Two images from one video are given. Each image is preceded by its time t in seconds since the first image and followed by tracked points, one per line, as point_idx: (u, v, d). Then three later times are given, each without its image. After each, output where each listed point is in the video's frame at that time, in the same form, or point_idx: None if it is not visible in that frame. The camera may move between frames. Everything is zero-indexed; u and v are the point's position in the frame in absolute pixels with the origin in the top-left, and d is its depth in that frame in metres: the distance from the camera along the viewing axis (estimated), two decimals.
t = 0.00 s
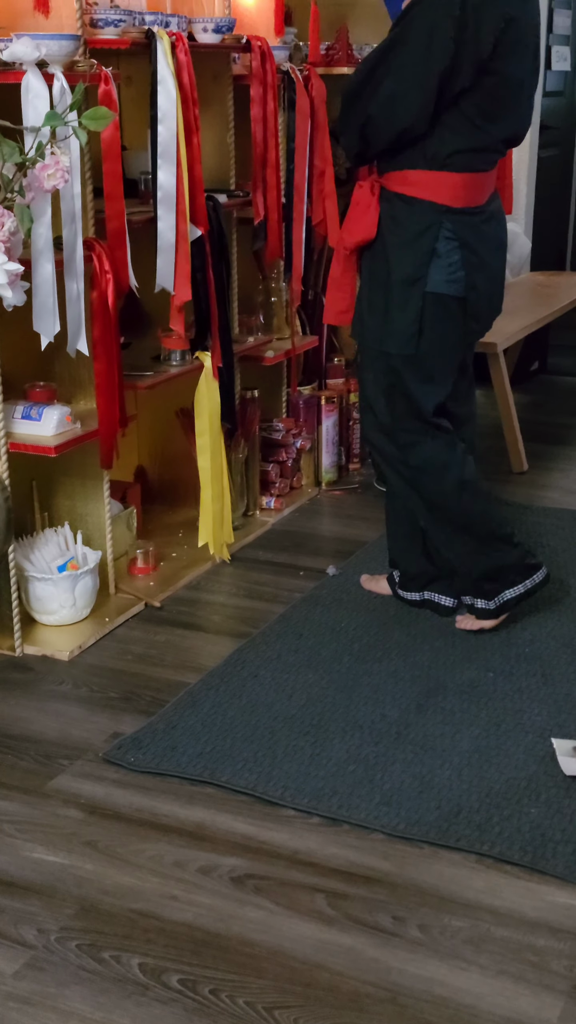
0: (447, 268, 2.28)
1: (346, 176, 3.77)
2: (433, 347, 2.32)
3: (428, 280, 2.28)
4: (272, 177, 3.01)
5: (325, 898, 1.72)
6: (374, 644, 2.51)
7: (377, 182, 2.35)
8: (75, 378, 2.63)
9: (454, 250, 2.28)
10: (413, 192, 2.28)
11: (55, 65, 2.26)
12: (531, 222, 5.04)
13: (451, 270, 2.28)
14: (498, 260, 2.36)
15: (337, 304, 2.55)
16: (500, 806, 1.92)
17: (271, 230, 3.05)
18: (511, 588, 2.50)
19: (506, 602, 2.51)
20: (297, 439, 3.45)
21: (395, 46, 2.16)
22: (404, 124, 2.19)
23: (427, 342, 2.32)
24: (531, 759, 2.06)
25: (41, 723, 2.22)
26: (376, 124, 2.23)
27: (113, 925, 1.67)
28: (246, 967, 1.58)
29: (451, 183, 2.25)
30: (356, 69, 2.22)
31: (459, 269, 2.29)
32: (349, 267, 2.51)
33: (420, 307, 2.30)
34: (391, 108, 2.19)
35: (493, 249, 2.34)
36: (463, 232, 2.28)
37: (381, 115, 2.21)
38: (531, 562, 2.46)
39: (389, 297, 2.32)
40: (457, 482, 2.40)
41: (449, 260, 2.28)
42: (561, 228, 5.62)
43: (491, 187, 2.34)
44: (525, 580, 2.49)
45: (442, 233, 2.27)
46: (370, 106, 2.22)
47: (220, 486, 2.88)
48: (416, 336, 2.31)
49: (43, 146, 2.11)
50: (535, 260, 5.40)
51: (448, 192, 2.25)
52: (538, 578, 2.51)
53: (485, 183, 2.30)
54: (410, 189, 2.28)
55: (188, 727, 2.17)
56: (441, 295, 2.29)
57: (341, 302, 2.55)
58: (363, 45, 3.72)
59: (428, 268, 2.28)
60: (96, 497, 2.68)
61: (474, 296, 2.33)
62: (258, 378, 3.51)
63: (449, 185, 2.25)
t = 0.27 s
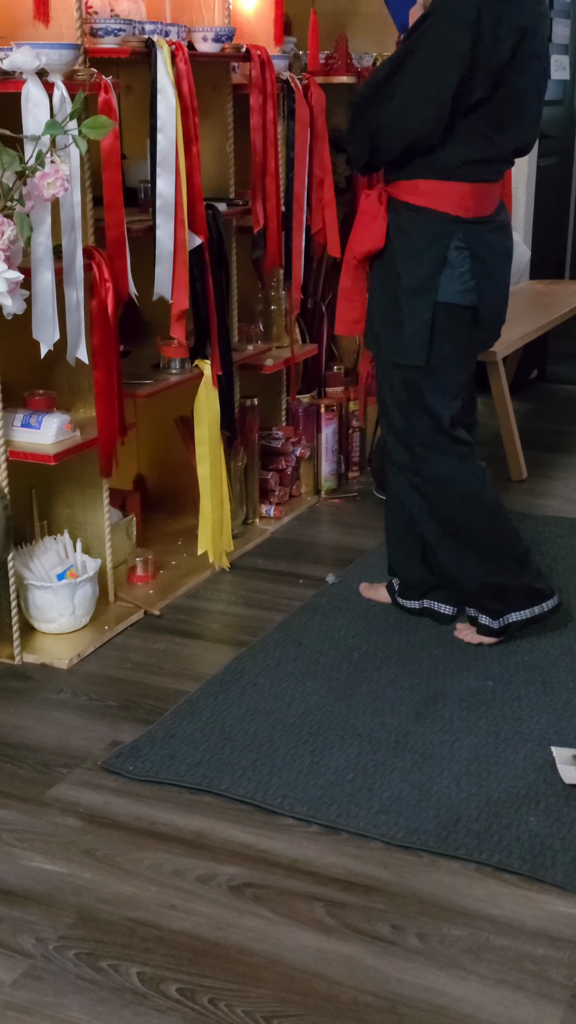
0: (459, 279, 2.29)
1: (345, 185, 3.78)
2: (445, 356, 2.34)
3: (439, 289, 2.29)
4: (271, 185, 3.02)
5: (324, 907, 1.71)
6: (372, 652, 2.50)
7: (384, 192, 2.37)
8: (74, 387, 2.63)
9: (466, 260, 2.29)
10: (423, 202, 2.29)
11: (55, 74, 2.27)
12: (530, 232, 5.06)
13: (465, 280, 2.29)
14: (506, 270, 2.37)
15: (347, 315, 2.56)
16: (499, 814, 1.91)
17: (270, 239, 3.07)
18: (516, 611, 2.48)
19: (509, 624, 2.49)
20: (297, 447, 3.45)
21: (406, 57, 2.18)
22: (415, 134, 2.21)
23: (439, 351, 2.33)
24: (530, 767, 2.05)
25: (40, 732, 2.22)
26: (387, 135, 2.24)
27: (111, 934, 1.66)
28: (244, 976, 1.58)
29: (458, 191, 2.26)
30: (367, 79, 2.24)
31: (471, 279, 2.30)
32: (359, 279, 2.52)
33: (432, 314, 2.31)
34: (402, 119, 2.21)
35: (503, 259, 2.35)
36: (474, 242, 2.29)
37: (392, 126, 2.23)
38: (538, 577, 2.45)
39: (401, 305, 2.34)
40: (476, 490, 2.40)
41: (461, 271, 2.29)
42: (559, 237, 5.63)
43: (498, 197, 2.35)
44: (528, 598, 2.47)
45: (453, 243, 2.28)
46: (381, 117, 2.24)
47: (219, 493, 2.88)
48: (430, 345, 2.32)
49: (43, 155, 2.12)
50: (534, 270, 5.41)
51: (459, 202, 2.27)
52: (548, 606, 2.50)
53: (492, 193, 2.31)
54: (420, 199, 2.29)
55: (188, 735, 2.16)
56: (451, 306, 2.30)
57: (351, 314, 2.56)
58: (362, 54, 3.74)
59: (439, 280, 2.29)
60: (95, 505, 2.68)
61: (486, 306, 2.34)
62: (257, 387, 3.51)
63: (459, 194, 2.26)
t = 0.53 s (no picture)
0: (489, 291, 2.30)
1: (345, 196, 3.79)
2: (476, 370, 2.35)
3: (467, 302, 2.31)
4: (270, 195, 3.03)
5: (324, 918, 1.71)
6: (372, 663, 2.50)
7: (403, 205, 2.40)
8: (75, 397, 2.64)
9: (493, 272, 2.30)
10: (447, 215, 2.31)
11: (56, 85, 2.28)
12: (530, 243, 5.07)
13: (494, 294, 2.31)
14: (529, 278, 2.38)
15: (357, 328, 2.60)
16: (500, 825, 1.91)
17: (271, 249, 3.07)
18: (536, 632, 2.48)
19: (527, 643, 2.49)
20: (297, 458, 3.46)
21: (430, 71, 2.20)
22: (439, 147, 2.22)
23: (464, 364, 2.35)
24: (531, 779, 2.05)
25: (40, 742, 2.22)
26: (414, 148, 2.26)
27: (111, 945, 1.66)
28: (244, 988, 1.57)
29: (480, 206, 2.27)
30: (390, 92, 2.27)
31: (500, 292, 2.31)
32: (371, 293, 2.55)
33: (462, 329, 2.33)
34: (426, 131, 2.23)
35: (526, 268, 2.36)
36: (499, 254, 2.30)
37: (416, 138, 2.25)
38: (547, 591, 2.45)
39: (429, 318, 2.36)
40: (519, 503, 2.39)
41: (490, 283, 2.30)
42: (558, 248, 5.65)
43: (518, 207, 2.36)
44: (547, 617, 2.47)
45: (479, 256, 2.29)
46: (406, 129, 2.26)
47: (220, 503, 2.88)
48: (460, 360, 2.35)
49: (44, 166, 2.12)
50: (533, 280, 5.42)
51: (481, 217, 2.28)
52: (565, 630, 2.51)
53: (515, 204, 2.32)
54: (441, 211, 2.31)
55: (187, 746, 2.16)
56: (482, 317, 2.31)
57: (361, 328, 2.60)
58: (363, 66, 3.77)
59: (469, 292, 2.31)
60: (96, 516, 2.68)
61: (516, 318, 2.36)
62: (258, 397, 3.52)
63: (484, 209, 2.27)
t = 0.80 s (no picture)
0: (517, 305, 2.30)
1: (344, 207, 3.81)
2: (511, 384, 2.34)
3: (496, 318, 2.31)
4: (270, 207, 3.04)
5: (323, 930, 1.71)
6: (373, 673, 2.50)
7: (430, 220, 2.37)
8: (75, 408, 2.64)
9: (521, 286, 2.30)
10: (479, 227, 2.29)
11: (56, 98, 2.29)
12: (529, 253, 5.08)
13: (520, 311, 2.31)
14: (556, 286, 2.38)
15: (383, 344, 2.56)
16: (500, 837, 1.91)
17: (270, 261, 3.08)
18: (538, 653, 2.49)
19: (529, 663, 2.49)
20: (297, 468, 3.46)
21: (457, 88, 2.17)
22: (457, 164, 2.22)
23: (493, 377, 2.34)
24: (531, 790, 2.05)
25: (40, 753, 2.21)
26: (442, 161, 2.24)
27: (110, 957, 1.66)
28: (242, 1000, 1.57)
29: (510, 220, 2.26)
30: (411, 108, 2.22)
31: (529, 308, 2.31)
32: (397, 308, 2.52)
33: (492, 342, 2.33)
34: (455, 146, 2.19)
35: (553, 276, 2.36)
36: (528, 267, 2.30)
37: (446, 153, 2.21)
38: (554, 607, 2.46)
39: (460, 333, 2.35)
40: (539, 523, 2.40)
41: (519, 298, 2.30)
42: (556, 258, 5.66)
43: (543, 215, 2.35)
44: (550, 636, 2.47)
45: (508, 269, 2.29)
46: (433, 142, 2.22)
47: (219, 514, 2.88)
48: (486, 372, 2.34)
49: (44, 177, 2.13)
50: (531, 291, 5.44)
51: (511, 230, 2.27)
52: (568, 653, 2.50)
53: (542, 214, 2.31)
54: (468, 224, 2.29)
55: (187, 757, 2.16)
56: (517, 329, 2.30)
57: (388, 344, 2.56)
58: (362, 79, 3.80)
59: (498, 308, 2.30)
60: (95, 526, 2.68)
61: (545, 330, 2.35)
62: (257, 407, 3.52)
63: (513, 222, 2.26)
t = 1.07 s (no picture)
0: (554, 320, 2.27)
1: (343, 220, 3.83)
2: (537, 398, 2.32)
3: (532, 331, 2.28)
4: (270, 219, 3.04)
5: (322, 943, 1.70)
6: (372, 686, 2.50)
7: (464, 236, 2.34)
8: (74, 420, 2.64)
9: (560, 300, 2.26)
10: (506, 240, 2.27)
11: (56, 112, 2.30)
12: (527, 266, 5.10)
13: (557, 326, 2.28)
14: None
15: (427, 366, 2.44)
16: (498, 850, 1.90)
17: (269, 274, 3.08)
18: (540, 668, 2.49)
19: (529, 678, 2.49)
20: (296, 480, 3.46)
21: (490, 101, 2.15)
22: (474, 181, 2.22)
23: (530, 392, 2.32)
24: (530, 802, 2.05)
25: (38, 766, 2.21)
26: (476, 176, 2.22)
27: (108, 971, 1.65)
28: (240, 1014, 1.57)
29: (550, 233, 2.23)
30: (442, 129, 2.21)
31: (566, 321, 2.27)
32: (438, 331, 2.43)
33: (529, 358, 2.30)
34: (489, 163, 2.18)
35: None
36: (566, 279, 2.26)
37: (479, 170, 2.20)
38: (557, 621, 2.45)
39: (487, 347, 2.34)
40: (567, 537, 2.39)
41: (555, 312, 2.26)
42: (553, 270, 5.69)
43: None
44: (552, 649, 2.47)
45: (544, 283, 2.25)
46: (465, 160, 2.21)
47: (219, 526, 2.88)
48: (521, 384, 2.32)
49: (44, 191, 2.14)
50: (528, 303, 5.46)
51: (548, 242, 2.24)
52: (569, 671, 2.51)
53: None
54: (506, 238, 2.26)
55: (186, 770, 2.16)
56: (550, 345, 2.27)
57: (432, 367, 2.44)
58: (360, 93, 3.83)
59: (536, 323, 2.27)
60: (94, 539, 2.68)
61: None
62: (257, 419, 3.52)
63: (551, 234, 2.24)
